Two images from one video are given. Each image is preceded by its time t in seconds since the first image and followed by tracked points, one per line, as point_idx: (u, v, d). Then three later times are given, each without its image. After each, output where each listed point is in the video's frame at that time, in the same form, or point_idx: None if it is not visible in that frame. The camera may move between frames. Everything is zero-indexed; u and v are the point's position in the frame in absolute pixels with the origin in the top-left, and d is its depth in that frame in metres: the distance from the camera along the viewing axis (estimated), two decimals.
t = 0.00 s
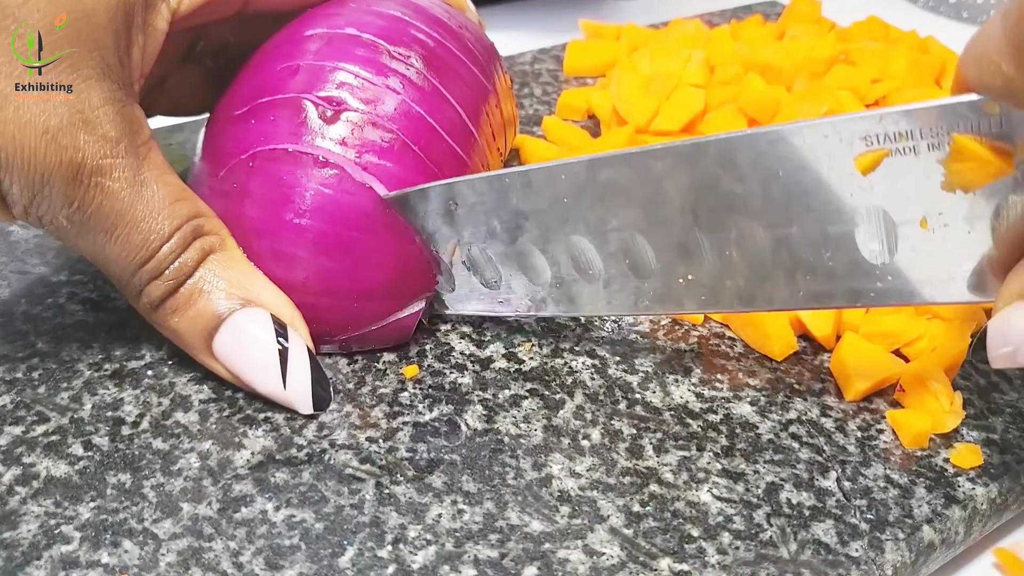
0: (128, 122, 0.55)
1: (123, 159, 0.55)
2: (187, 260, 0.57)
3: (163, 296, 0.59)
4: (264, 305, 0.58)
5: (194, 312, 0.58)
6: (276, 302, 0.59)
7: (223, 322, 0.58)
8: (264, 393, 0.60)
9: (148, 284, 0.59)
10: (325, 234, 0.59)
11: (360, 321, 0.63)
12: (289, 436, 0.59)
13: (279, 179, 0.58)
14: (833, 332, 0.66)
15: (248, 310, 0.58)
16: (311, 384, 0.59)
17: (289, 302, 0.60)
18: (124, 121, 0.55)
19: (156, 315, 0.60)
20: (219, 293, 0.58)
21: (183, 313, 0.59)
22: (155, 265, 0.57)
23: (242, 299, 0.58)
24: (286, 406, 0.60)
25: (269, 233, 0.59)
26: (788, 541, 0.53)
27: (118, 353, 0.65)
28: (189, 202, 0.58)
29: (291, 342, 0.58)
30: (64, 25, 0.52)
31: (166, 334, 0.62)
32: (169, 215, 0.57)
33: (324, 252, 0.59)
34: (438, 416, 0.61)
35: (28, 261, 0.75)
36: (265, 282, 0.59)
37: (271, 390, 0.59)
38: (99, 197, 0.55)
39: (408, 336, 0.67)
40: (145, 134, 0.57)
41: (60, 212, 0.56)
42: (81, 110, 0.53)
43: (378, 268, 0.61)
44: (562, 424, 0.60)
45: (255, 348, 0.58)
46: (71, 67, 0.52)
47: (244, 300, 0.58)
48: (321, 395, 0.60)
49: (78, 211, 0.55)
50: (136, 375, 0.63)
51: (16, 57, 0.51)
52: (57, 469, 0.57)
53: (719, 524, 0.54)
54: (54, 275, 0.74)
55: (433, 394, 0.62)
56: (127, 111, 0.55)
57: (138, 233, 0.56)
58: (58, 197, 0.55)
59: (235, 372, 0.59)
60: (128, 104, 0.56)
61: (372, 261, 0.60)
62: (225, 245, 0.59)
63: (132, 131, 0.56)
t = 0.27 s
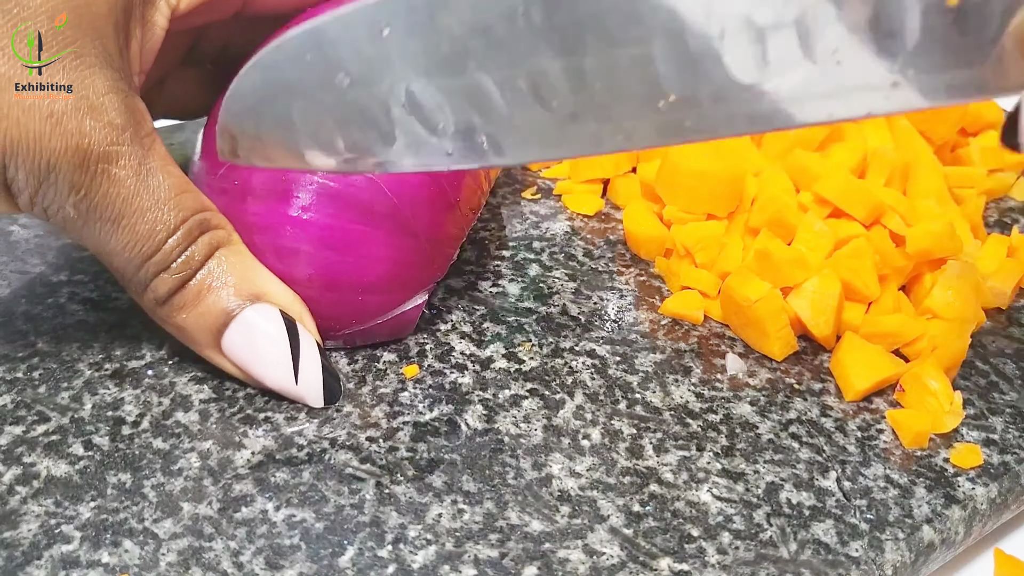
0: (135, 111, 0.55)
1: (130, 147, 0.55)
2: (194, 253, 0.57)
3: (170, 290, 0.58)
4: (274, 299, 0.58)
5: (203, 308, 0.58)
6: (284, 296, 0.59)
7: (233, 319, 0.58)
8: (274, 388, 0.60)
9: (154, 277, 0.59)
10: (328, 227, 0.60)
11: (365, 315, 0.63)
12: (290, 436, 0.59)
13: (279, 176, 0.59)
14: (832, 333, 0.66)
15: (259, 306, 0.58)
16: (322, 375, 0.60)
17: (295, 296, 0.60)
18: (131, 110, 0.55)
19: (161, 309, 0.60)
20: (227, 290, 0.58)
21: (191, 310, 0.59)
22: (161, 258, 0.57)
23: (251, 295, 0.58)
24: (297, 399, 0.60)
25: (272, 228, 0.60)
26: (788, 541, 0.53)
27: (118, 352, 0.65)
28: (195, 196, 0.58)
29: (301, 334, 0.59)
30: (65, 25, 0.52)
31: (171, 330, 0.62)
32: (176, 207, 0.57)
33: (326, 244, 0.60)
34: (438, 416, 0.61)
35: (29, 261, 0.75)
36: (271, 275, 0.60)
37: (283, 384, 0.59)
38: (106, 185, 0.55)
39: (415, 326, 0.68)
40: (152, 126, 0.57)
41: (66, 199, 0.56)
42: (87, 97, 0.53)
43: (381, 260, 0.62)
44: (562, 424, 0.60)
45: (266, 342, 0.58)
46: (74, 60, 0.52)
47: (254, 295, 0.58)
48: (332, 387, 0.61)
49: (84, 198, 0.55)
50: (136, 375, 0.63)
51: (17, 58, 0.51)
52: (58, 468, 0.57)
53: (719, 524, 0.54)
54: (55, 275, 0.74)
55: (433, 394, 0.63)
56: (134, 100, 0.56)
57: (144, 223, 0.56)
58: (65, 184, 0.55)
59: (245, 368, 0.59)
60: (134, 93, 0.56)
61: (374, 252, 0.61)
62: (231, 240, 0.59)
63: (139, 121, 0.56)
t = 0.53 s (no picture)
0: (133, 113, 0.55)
1: (128, 151, 0.55)
2: (195, 254, 0.57)
3: (172, 290, 0.58)
4: (278, 298, 0.58)
5: (207, 307, 0.58)
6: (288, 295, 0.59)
7: (237, 319, 0.58)
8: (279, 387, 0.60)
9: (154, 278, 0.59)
10: (334, 229, 0.60)
11: (367, 317, 0.63)
12: (290, 437, 0.59)
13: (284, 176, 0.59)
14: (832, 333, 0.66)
15: (263, 306, 0.58)
16: (328, 373, 0.60)
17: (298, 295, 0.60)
18: (130, 113, 0.55)
19: (162, 309, 0.60)
20: (231, 289, 0.58)
21: (194, 310, 0.59)
22: (160, 259, 0.57)
23: (255, 295, 0.58)
24: (302, 397, 0.61)
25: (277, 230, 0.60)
26: (788, 541, 0.53)
27: (118, 353, 0.65)
28: (194, 196, 0.58)
29: (305, 333, 0.59)
30: (64, 25, 0.52)
31: (173, 329, 0.62)
32: (174, 208, 0.57)
33: (331, 246, 0.61)
34: (438, 416, 0.61)
35: (29, 262, 0.75)
36: (274, 275, 0.60)
37: (288, 383, 0.59)
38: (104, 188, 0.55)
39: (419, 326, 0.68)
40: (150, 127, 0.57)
41: (64, 204, 0.56)
42: (83, 101, 0.53)
43: (384, 262, 0.62)
44: (562, 424, 0.60)
45: (271, 341, 0.58)
46: (73, 61, 0.53)
47: (257, 295, 0.58)
48: (336, 385, 0.61)
49: (82, 203, 0.55)
50: (136, 375, 0.63)
51: (17, 57, 0.51)
52: (57, 469, 0.57)
53: (719, 524, 0.54)
54: (54, 276, 0.74)
55: (433, 394, 0.62)
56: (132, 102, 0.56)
57: (142, 225, 0.56)
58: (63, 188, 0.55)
59: (249, 367, 0.59)
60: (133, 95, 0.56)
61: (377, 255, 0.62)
62: (233, 241, 0.59)
63: (136, 123, 0.55)
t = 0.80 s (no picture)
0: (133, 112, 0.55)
1: (128, 151, 0.55)
2: (196, 253, 0.57)
3: (173, 288, 0.58)
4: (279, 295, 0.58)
5: (209, 305, 0.58)
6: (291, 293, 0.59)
7: (239, 316, 0.58)
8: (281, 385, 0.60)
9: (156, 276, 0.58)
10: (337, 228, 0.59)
11: (370, 317, 0.64)
12: (289, 437, 0.59)
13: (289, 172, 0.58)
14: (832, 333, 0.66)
15: (263, 303, 0.58)
16: (329, 372, 0.60)
17: (298, 292, 0.60)
18: (130, 113, 0.55)
19: (165, 307, 0.60)
20: (233, 286, 0.58)
21: (196, 307, 0.59)
22: (162, 258, 0.57)
23: (256, 292, 0.58)
24: (303, 395, 0.61)
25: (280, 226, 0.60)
26: (788, 541, 0.53)
27: (118, 353, 0.65)
28: (195, 194, 0.58)
29: (305, 332, 0.59)
30: (64, 24, 0.52)
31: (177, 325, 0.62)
32: (176, 207, 0.56)
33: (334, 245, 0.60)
34: (438, 416, 0.61)
35: (29, 261, 0.75)
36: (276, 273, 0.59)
37: (290, 380, 0.59)
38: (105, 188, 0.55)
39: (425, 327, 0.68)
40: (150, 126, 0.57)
41: (65, 204, 0.56)
42: (85, 102, 0.53)
43: (388, 261, 0.61)
44: (562, 424, 0.60)
45: (272, 338, 0.58)
46: (74, 61, 0.53)
47: (258, 292, 0.58)
48: (338, 383, 0.61)
49: (83, 202, 0.55)
50: (136, 375, 0.63)
51: (17, 57, 0.51)
52: (57, 469, 0.57)
53: (719, 524, 0.54)
54: (54, 275, 0.74)
55: (433, 394, 0.62)
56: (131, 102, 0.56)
57: (144, 224, 0.56)
58: (64, 189, 0.55)
59: (251, 363, 0.60)
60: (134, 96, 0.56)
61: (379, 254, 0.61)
62: (236, 239, 0.59)
63: (137, 122, 0.56)
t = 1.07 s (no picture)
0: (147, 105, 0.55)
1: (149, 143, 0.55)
2: (211, 248, 0.57)
3: (189, 287, 0.58)
4: (294, 289, 0.58)
5: (223, 303, 0.58)
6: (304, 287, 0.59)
7: (254, 313, 0.58)
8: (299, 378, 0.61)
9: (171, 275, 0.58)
10: (342, 225, 0.59)
11: (379, 310, 0.63)
12: (290, 436, 0.59)
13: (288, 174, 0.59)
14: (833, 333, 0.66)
15: (279, 298, 0.58)
16: (345, 364, 0.60)
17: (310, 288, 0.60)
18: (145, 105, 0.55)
19: (178, 308, 0.60)
20: (246, 283, 0.58)
21: (210, 305, 0.58)
22: (181, 255, 0.57)
23: (271, 287, 0.58)
24: (321, 387, 0.61)
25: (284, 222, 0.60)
26: (788, 541, 0.53)
27: (118, 353, 0.65)
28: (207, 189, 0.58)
29: (322, 325, 0.59)
30: (64, 25, 0.50)
31: (186, 327, 0.61)
32: (193, 202, 0.56)
33: (339, 239, 0.59)
34: (438, 416, 0.61)
35: (29, 262, 0.75)
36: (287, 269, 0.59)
37: (308, 374, 0.60)
38: (126, 183, 0.54)
39: (426, 324, 0.68)
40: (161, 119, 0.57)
41: (86, 200, 0.54)
42: (105, 93, 0.52)
43: (395, 258, 0.61)
44: (562, 424, 0.60)
45: (290, 334, 0.58)
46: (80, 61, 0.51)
47: (273, 287, 0.58)
48: (354, 373, 0.61)
49: (103, 197, 0.54)
50: (136, 375, 0.63)
51: (16, 57, 0.49)
52: (58, 469, 0.57)
53: (719, 524, 0.54)
54: (54, 276, 0.74)
55: (433, 394, 0.62)
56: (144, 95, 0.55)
57: (164, 219, 0.56)
58: (83, 185, 0.53)
59: (266, 359, 0.60)
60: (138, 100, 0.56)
61: (386, 247, 0.61)
62: (247, 235, 0.59)
63: (151, 115, 0.55)
